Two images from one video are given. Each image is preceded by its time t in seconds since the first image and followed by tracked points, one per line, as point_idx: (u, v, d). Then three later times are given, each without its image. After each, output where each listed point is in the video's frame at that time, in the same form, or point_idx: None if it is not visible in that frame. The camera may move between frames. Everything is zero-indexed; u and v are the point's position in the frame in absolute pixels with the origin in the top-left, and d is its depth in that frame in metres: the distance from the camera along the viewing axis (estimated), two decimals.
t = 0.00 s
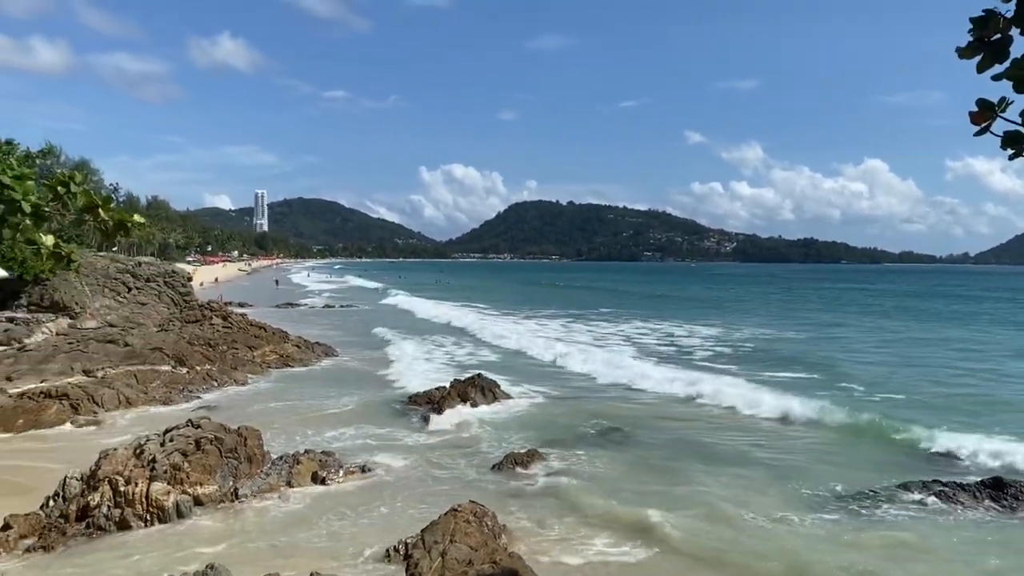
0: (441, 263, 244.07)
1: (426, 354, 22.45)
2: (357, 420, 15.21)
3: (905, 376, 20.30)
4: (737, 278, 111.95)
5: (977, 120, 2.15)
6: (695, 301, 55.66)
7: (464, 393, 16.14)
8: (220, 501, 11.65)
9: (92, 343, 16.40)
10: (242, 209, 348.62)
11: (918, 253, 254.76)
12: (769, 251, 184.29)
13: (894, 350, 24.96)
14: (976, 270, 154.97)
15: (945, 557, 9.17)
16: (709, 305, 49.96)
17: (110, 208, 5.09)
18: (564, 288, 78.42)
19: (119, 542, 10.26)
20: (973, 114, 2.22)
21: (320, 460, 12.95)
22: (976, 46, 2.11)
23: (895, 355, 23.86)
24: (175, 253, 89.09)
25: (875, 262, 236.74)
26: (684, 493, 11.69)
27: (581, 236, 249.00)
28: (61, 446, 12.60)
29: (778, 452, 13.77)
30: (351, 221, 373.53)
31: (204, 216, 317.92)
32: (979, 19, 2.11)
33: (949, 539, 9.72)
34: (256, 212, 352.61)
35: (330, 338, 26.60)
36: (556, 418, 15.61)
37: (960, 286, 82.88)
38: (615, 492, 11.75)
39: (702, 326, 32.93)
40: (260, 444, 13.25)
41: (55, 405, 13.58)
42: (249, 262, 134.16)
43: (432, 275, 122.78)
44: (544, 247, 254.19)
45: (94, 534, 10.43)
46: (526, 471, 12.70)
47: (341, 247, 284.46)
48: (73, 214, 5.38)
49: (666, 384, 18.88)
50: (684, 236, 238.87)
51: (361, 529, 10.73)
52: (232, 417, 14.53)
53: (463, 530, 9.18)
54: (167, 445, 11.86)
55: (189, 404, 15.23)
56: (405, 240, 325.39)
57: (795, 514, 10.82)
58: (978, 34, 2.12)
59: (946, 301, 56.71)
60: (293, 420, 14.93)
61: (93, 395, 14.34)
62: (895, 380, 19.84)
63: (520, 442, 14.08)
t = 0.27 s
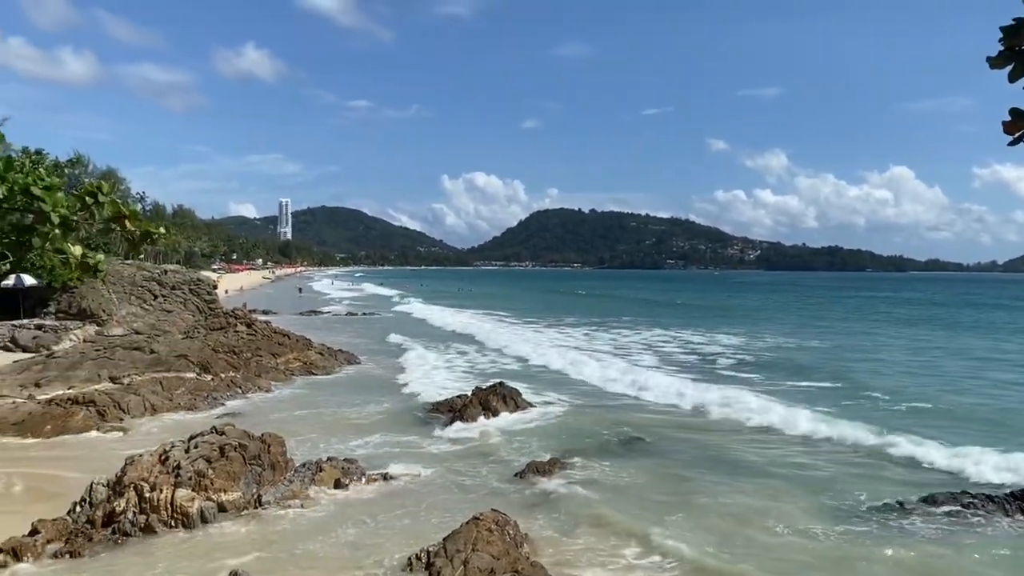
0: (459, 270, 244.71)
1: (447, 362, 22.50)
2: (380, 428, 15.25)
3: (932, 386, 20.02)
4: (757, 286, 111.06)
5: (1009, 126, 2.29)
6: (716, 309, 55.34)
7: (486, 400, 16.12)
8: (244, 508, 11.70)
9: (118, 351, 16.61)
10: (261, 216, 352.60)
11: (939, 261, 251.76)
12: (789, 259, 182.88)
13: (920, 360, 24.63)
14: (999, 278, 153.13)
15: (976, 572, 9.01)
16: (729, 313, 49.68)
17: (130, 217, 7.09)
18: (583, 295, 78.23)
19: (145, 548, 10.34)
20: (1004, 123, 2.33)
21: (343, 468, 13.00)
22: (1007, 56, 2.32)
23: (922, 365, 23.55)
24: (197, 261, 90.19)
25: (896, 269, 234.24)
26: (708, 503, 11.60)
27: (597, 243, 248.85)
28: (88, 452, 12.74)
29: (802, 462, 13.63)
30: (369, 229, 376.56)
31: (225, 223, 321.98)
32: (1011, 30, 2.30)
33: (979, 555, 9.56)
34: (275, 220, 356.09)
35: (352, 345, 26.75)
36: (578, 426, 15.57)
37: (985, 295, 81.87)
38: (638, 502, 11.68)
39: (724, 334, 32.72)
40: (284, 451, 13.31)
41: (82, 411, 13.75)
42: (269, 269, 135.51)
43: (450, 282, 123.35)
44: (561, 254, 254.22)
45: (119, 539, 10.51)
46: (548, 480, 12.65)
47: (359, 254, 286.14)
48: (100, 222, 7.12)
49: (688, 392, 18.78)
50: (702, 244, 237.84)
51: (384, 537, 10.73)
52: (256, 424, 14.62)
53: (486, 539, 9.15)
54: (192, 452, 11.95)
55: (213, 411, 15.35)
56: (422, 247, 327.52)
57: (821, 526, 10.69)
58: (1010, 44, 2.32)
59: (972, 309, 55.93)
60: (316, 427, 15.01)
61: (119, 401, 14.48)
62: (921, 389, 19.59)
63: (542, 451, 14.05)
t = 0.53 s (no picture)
0: (476, 280, 245.17)
1: (469, 371, 22.53)
2: (403, 436, 15.29)
3: (961, 397, 19.73)
4: (778, 295, 110.26)
5: None
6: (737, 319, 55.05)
7: (508, 409, 16.10)
8: (268, 516, 11.73)
9: (145, 359, 16.80)
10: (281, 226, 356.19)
11: (962, 270, 248.67)
12: (809, 268, 181.39)
13: (948, 371, 24.26)
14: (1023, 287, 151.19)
15: None
16: (751, 323, 49.37)
17: (155, 229, 7.16)
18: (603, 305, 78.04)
19: (170, 555, 10.41)
20: None
21: (366, 476, 13.05)
22: None
23: (949, 376, 23.23)
24: (225, 271, 90.95)
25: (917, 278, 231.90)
26: (733, 514, 11.49)
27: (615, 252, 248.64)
28: (115, 459, 12.87)
29: (828, 473, 13.48)
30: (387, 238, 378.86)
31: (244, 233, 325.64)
32: None
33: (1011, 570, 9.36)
34: (296, 230, 359.54)
35: (374, 354, 26.88)
36: (601, 436, 15.51)
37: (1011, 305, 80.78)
38: (662, 513, 11.59)
39: (746, 344, 32.49)
40: (308, 460, 13.36)
41: (109, 419, 13.90)
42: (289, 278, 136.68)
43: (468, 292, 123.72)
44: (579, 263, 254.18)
45: (145, 546, 10.57)
46: (571, 490, 12.59)
47: (377, 263, 287.72)
48: (128, 232, 7.31)
49: (711, 402, 18.66)
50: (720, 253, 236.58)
51: (407, 546, 10.72)
52: (280, 432, 14.71)
53: (508, 549, 9.09)
54: (217, 460, 12.02)
55: (238, 420, 15.45)
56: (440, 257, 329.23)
57: (848, 539, 10.53)
58: None
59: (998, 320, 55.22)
60: (340, 435, 15.07)
61: (145, 409, 14.59)
62: (948, 400, 19.31)
63: (565, 460, 14.01)
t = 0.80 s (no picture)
0: (493, 288, 245.62)
1: (491, 381, 22.54)
2: (427, 446, 15.31)
3: (991, 411, 19.38)
4: (799, 305, 109.25)
5: None
6: (761, 329, 54.68)
7: (532, 419, 16.10)
8: (292, 525, 11.76)
9: (171, 368, 17.00)
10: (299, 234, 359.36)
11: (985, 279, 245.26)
12: (829, 277, 179.74)
13: (978, 383, 23.86)
14: None
15: None
16: (774, 334, 49.00)
17: (182, 241, 7.27)
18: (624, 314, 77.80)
19: (196, 563, 10.46)
20: None
21: (389, 486, 13.07)
22: None
23: (979, 388, 22.84)
24: (248, 280, 91.95)
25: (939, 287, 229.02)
26: (758, 527, 11.37)
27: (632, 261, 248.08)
28: (142, 467, 13.00)
29: (856, 486, 13.28)
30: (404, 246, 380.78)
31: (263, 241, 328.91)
32: None
33: None
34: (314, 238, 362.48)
35: (396, 364, 27.00)
36: (625, 448, 15.43)
37: None
38: (687, 525, 11.48)
39: (769, 355, 32.23)
40: (331, 469, 13.40)
41: (136, 427, 14.05)
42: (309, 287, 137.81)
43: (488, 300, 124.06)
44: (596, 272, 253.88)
45: (171, 554, 10.64)
46: (595, 502, 12.52)
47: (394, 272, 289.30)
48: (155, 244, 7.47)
49: (736, 413, 18.52)
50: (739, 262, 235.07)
51: (430, 556, 10.70)
52: (304, 441, 14.78)
53: (532, 560, 9.06)
54: (242, 468, 12.09)
55: (262, 429, 15.53)
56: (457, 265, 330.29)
57: (877, 553, 10.35)
58: None
59: None
60: (364, 445, 15.11)
61: (171, 418, 14.72)
62: (977, 413, 18.99)
63: (589, 471, 13.95)
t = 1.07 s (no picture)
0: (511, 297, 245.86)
1: (514, 390, 22.54)
2: (450, 456, 15.32)
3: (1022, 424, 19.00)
4: (823, 315, 108.04)
5: None
6: (785, 340, 54.29)
7: (555, 429, 16.07)
8: (316, 534, 11.77)
9: (197, 377, 17.23)
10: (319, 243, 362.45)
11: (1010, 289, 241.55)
12: (852, 286, 177.82)
13: (1009, 396, 23.42)
14: None
15: None
16: (797, 345, 48.55)
17: (211, 254, 7.27)
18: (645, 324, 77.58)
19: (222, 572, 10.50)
20: None
21: (413, 496, 13.09)
22: None
23: (1009, 401, 22.42)
24: (274, 289, 92.86)
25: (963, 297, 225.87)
26: (785, 540, 11.23)
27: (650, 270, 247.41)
28: (169, 475, 13.12)
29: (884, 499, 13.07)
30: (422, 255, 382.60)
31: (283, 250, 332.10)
32: None
33: None
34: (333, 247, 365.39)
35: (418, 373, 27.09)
36: (649, 459, 15.35)
37: None
38: (713, 539, 11.36)
39: (794, 366, 31.93)
40: (355, 478, 13.43)
41: (163, 436, 14.19)
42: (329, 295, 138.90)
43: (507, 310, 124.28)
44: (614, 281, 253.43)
45: (197, 562, 10.68)
46: (620, 514, 12.44)
47: (413, 281, 290.49)
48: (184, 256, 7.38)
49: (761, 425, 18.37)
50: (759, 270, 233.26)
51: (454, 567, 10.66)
52: (328, 451, 14.84)
53: (557, 572, 9.00)
54: (267, 477, 12.15)
55: (287, 438, 15.58)
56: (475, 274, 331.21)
57: (910, 568, 10.13)
58: None
59: None
60: (388, 455, 15.15)
61: (198, 427, 14.83)
62: (1008, 427, 18.65)
63: (613, 483, 13.87)
